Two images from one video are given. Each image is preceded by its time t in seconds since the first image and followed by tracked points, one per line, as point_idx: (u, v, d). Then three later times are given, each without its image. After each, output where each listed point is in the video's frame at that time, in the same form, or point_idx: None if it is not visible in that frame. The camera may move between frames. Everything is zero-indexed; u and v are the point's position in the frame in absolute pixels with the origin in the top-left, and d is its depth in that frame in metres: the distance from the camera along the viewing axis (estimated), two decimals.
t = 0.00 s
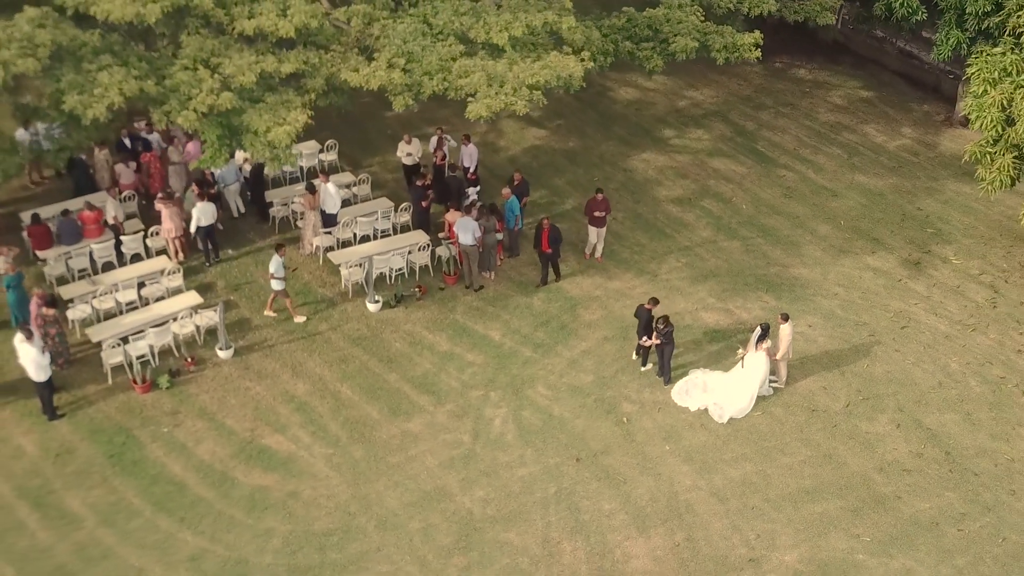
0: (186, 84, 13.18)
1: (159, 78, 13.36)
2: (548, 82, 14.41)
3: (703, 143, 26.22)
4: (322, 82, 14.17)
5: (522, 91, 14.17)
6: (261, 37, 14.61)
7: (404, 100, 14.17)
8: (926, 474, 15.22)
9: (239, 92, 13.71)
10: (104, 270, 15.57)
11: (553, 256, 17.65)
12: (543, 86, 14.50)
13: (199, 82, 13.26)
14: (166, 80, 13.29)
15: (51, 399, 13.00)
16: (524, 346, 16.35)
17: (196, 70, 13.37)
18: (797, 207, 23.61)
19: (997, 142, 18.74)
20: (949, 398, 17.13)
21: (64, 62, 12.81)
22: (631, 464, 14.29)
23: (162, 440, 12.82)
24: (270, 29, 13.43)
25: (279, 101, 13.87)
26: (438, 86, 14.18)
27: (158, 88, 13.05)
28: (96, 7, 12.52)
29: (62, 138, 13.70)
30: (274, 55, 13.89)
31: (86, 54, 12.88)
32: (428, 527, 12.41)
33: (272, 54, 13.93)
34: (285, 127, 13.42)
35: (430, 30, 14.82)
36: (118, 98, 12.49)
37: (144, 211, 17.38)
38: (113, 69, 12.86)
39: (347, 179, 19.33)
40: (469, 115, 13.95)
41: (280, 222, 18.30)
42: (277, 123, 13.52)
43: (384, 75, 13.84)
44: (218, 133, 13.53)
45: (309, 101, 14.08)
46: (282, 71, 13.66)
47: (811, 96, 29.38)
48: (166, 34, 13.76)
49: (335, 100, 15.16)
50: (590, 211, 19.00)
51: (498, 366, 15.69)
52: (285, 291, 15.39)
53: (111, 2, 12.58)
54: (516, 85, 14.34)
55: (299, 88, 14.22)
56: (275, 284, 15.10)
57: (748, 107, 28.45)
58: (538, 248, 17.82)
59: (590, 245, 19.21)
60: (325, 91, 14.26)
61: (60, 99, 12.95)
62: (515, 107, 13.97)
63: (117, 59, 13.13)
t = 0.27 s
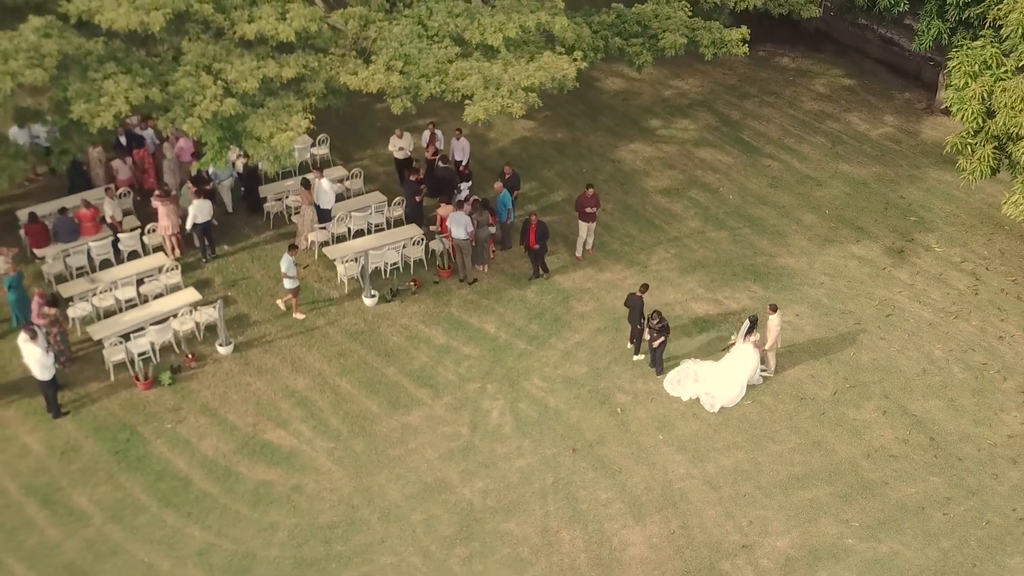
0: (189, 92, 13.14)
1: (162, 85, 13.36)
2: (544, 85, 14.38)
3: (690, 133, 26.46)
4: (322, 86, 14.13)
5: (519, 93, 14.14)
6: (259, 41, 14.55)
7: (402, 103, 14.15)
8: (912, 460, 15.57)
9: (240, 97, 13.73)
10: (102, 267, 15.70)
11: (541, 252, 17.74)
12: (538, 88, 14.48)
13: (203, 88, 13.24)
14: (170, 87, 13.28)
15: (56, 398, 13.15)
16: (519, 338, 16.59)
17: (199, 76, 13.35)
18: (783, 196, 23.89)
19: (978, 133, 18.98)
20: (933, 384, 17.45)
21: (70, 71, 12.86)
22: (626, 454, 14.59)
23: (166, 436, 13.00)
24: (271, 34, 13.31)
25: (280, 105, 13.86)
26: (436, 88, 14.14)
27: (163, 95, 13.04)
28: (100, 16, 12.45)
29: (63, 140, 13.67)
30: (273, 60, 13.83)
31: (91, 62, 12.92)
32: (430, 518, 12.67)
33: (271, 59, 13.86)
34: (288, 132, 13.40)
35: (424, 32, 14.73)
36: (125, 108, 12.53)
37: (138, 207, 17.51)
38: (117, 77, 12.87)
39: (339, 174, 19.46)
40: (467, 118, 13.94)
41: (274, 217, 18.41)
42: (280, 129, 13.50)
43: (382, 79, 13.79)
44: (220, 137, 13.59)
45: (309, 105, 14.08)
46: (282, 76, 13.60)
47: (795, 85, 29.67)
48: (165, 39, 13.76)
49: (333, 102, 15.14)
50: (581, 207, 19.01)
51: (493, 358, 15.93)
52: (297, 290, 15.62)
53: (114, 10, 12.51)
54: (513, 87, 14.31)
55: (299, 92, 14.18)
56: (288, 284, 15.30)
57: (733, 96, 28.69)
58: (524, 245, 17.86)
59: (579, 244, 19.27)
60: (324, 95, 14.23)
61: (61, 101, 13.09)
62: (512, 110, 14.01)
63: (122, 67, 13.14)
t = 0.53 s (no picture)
0: (193, 96, 13.26)
1: (165, 88, 13.45)
2: (539, 84, 14.51)
3: (678, 124, 26.65)
4: (322, 88, 14.25)
5: (515, 94, 14.23)
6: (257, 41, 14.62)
7: (399, 104, 14.27)
8: (900, 447, 15.88)
9: (243, 100, 13.85)
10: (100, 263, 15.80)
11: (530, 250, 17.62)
12: (534, 87, 14.63)
13: (206, 93, 13.35)
14: (173, 91, 13.35)
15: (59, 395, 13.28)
16: (514, 330, 16.77)
17: (201, 79, 13.41)
18: (770, 186, 24.12)
19: (962, 124, 19.22)
20: (920, 372, 17.74)
21: (74, 76, 12.93)
22: (622, 444, 14.86)
23: (169, 432, 13.16)
24: (271, 36, 13.36)
25: (281, 108, 13.98)
26: (433, 89, 14.25)
27: (167, 99, 13.21)
28: (103, 22, 12.37)
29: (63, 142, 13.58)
30: (273, 62, 13.91)
31: (96, 67, 12.98)
32: (431, 510, 12.90)
33: (272, 61, 13.94)
34: (291, 135, 13.56)
35: (420, 32, 14.80)
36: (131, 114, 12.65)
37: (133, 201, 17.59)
38: (122, 82, 12.96)
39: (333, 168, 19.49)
40: (463, 119, 14.08)
41: (269, 212, 18.49)
42: (282, 131, 13.66)
43: (378, 81, 13.90)
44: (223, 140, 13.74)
45: (310, 106, 14.23)
46: (283, 78, 13.69)
47: (781, 74, 29.90)
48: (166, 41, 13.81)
49: (331, 102, 15.23)
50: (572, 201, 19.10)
51: (490, 351, 16.14)
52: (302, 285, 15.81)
53: (117, 16, 12.44)
54: (508, 87, 14.40)
55: (299, 93, 14.31)
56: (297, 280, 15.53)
57: (720, 86, 28.89)
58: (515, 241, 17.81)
59: (571, 237, 19.41)
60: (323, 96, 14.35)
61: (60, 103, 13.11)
62: (508, 110, 14.17)
63: (126, 72, 13.20)
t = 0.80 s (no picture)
0: (196, 99, 13.35)
1: (167, 91, 13.49)
2: (534, 83, 14.63)
3: (667, 115, 26.82)
4: (321, 89, 14.36)
5: (512, 92, 14.34)
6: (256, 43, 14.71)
7: (399, 104, 14.37)
8: (890, 435, 16.16)
9: (245, 103, 13.95)
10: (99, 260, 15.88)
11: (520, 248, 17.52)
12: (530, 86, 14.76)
13: (209, 96, 13.45)
14: (176, 94, 13.44)
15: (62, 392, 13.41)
16: (510, 323, 16.97)
17: (204, 83, 13.51)
18: (759, 177, 24.33)
19: (948, 116, 19.55)
20: (908, 360, 18.01)
21: (79, 82, 12.98)
22: (618, 435, 15.11)
23: (172, 427, 13.31)
24: (270, 38, 13.48)
25: (283, 109, 14.08)
26: (431, 89, 14.36)
27: (170, 103, 13.25)
28: (107, 28, 12.43)
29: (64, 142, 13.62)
30: (274, 64, 14.02)
31: (100, 72, 13.03)
32: (433, 502, 13.12)
33: (272, 63, 14.04)
34: (294, 137, 13.68)
35: (416, 32, 14.91)
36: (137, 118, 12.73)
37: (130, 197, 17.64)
38: (127, 87, 13.03)
39: (327, 163, 19.55)
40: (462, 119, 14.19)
41: (264, 207, 18.57)
42: (284, 133, 13.78)
43: (377, 82, 14.01)
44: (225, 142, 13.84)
45: (311, 108, 14.32)
46: (284, 81, 13.80)
47: (768, 64, 30.12)
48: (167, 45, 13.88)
49: (329, 102, 15.34)
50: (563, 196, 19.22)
51: (486, 344, 16.33)
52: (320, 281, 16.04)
53: (121, 22, 12.51)
54: (505, 86, 14.51)
55: (299, 95, 14.44)
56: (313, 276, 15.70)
57: (708, 76, 29.07)
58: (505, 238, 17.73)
59: (563, 230, 19.59)
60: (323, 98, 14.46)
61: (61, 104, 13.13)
62: (506, 110, 14.18)
63: (130, 76, 13.27)
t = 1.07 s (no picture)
0: (200, 107, 13.48)
1: (171, 99, 13.63)
2: (530, 85, 14.83)
3: (655, 108, 27.03)
4: (322, 94, 14.50)
5: (509, 95, 14.54)
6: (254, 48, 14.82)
7: (398, 108, 14.55)
8: (877, 424, 16.50)
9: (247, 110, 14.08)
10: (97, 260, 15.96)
11: (509, 247, 17.68)
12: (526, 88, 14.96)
13: (213, 103, 13.58)
14: (180, 102, 13.55)
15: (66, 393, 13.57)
16: (505, 319, 17.21)
17: (207, 91, 13.63)
18: (746, 169, 24.60)
19: (931, 110, 19.83)
20: (894, 350, 18.34)
21: (86, 91, 13.10)
22: (614, 428, 15.39)
23: (176, 427, 13.50)
24: (271, 44, 13.60)
25: (285, 115, 14.23)
26: (430, 93, 14.54)
27: (175, 111, 13.41)
28: (111, 37, 12.52)
29: (66, 148, 13.76)
30: (275, 70, 14.14)
31: (106, 81, 13.16)
32: (434, 496, 13.38)
33: (273, 69, 14.16)
34: (297, 144, 13.85)
35: (413, 35, 15.06)
36: (145, 127, 12.87)
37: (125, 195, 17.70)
38: (133, 96, 13.15)
39: (320, 160, 19.65)
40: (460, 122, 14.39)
41: (259, 204, 18.69)
42: (288, 140, 13.95)
43: (376, 87, 14.17)
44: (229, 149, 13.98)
45: (312, 113, 14.49)
46: (285, 87, 13.94)
47: (753, 56, 30.36)
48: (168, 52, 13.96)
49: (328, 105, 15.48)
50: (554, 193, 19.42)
51: (483, 339, 16.56)
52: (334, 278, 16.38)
53: (125, 31, 12.60)
54: (502, 89, 14.70)
55: (300, 99, 14.61)
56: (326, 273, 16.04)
57: (694, 68, 29.29)
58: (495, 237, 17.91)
59: (555, 225, 19.81)
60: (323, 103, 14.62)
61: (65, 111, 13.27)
62: (504, 112, 14.40)
63: (134, 84, 13.38)
